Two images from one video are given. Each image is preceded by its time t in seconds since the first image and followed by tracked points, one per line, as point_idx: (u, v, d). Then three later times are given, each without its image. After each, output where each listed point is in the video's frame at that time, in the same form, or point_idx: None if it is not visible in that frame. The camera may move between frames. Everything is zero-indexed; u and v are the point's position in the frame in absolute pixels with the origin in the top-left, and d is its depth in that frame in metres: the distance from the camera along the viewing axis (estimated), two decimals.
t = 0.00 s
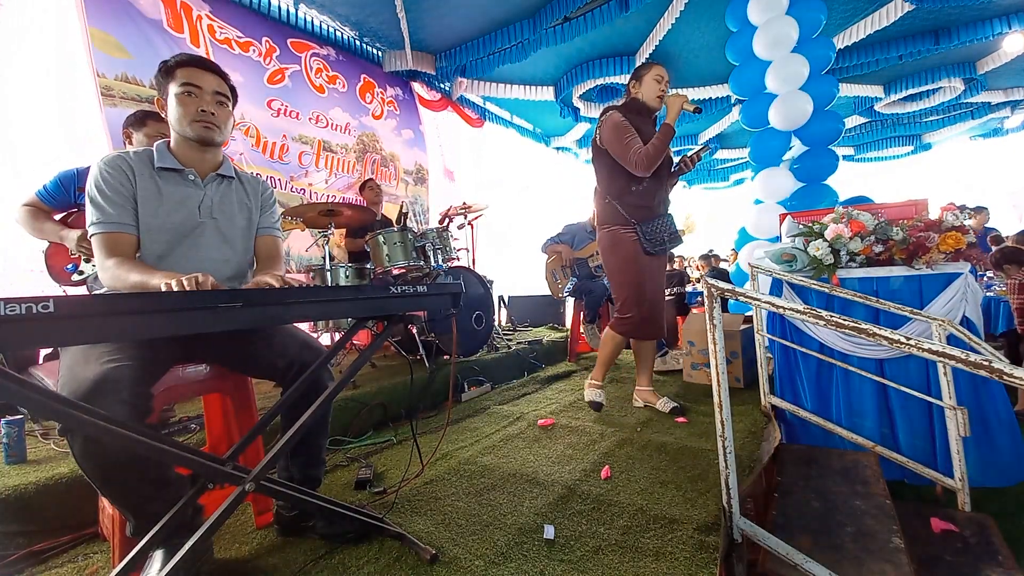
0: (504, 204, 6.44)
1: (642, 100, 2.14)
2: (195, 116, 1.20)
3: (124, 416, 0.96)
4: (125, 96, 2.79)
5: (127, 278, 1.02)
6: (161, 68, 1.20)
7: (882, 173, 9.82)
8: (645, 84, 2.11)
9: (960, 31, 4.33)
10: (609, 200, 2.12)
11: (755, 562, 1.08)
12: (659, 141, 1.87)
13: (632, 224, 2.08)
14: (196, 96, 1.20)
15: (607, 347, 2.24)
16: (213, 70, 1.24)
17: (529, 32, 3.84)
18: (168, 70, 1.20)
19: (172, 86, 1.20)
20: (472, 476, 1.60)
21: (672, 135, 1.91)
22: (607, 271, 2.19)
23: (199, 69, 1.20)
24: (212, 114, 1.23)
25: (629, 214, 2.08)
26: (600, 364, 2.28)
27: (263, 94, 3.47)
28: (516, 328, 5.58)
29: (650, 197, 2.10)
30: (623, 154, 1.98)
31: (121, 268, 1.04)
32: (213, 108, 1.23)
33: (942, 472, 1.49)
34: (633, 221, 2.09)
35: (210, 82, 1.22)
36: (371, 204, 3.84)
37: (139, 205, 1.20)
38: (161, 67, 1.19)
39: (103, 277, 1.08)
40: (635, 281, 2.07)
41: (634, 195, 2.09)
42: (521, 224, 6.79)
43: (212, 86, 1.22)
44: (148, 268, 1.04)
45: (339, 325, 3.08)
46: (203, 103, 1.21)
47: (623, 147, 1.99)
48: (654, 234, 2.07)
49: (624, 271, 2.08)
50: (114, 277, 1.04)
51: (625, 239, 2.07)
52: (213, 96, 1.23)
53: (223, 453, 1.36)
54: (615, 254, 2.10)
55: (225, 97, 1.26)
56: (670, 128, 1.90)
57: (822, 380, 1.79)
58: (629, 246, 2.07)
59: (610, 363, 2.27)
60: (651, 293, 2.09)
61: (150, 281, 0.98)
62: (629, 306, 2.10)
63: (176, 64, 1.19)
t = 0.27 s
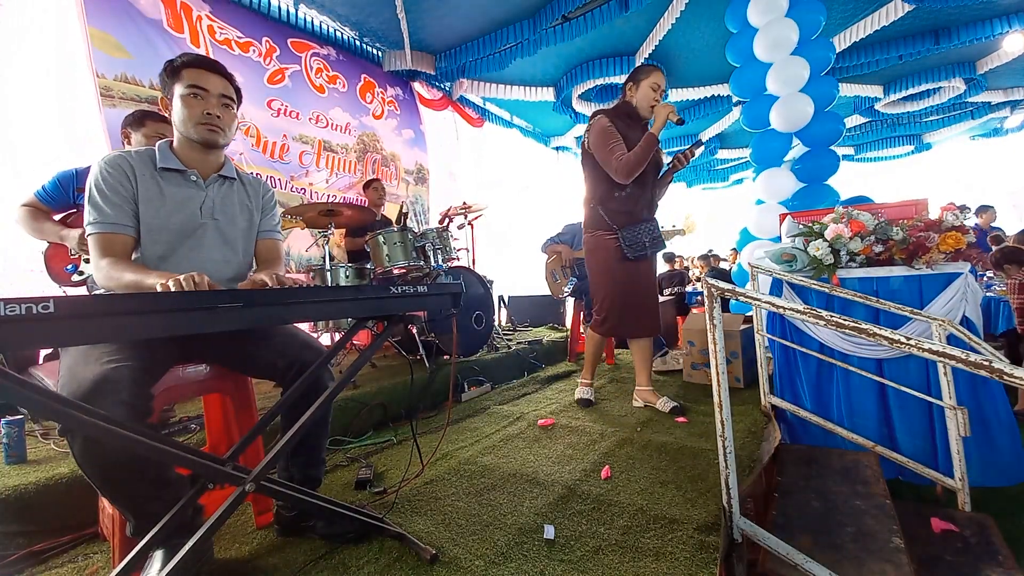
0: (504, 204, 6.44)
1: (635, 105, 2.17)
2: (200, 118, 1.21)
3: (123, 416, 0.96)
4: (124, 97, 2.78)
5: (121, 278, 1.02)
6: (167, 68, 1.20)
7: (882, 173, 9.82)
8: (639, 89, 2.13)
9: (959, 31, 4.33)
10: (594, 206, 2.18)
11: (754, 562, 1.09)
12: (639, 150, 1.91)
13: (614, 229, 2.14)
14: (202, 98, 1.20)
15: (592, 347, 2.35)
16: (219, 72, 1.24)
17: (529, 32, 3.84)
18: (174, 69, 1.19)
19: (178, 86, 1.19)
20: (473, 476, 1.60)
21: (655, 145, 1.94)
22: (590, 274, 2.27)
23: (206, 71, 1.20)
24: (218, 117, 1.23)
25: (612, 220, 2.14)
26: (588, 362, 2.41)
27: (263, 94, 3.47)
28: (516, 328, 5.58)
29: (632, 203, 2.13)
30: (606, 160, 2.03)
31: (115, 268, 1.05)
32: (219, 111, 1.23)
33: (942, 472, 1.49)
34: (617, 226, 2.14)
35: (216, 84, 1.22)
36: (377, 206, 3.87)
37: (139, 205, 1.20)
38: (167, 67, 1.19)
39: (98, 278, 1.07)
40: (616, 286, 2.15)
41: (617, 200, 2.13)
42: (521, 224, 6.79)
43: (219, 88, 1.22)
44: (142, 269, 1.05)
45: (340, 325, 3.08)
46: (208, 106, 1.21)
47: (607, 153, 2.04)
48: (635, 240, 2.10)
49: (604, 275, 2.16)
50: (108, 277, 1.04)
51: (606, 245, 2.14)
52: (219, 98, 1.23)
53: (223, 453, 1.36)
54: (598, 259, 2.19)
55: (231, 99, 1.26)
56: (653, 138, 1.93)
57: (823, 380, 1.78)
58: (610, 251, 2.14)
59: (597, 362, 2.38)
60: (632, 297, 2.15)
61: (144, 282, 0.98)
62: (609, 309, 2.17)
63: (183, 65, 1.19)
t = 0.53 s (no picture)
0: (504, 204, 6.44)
1: (619, 111, 2.18)
2: (202, 117, 1.21)
3: (123, 416, 0.96)
4: (123, 98, 2.77)
5: (121, 277, 1.02)
6: (169, 68, 1.20)
7: (882, 173, 9.82)
8: (623, 96, 2.14)
9: (960, 31, 4.33)
10: (576, 210, 2.22)
11: (754, 562, 1.09)
12: (616, 159, 1.93)
13: (594, 232, 2.16)
14: (203, 97, 1.20)
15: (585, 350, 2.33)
16: (220, 71, 1.24)
17: (529, 32, 3.84)
18: (176, 69, 1.20)
19: (180, 85, 1.20)
20: (472, 476, 1.60)
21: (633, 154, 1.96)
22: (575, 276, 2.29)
23: (207, 70, 1.21)
24: (220, 116, 1.23)
25: (592, 223, 2.17)
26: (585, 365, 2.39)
27: (263, 94, 3.47)
28: (516, 328, 5.58)
29: (615, 207, 2.14)
30: (585, 167, 2.06)
31: (114, 268, 1.05)
32: (221, 111, 1.23)
33: (942, 472, 1.49)
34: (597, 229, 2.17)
35: (218, 83, 1.22)
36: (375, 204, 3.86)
37: (140, 205, 1.20)
38: (169, 67, 1.19)
39: (97, 278, 1.08)
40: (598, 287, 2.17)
41: (598, 205, 2.15)
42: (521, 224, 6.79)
43: (221, 88, 1.23)
44: (142, 268, 1.05)
45: (340, 325, 3.08)
46: (210, 105, 1.21)
47: (587, 161, 2.07)
48: (614, 241, 2.12)
49: (587, 276, 2.20)
50: (108, 277, 1.04)
51: (587, 247, 2.18)
52: (221, 98, 1.23)
53: (223, 453, 1.36)
54: (581, 261, 2.22)
55: (232, 99, 1.26)
56: (632, 147, 1.94)
57: (822, 380, 1.79)
58: (591, 253, 2.17)
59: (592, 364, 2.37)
60: (615, 297, 2.16)
61: (144, 280, 0.98)
62: (593, 310, 2.19)
63: (184, 65, 1.19)
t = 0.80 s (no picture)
0: (504, 204, 6.44)
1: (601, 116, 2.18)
2: (205, 122, 1.21)
3: (123, 417, 0.96)
4: (123, 100, 2.76)
5: (128, 275, 1.02)
6: (173, 67, 1.19)
7: (882, 172, 9.83)
8: (604, 101, 2.13)
9: (960, 30, 4.33)
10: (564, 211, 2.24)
11: (754, 562, 1.08)
12: (596, 162, 1.94)
13: (582, 231, 2.17)
14: (207, 102, 1.20)
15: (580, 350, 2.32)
16: (224, 74, 1.23)
17: (529, 32, 3.84)
18: (180, 70, 1.19)
19: (183, 87, 1.19)
20: (472, 476, 1.60)
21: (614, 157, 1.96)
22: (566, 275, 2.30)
23: (211, 73, 1.20)
24: (223, 121, 1.23)
25: (579, 222, 2.18)
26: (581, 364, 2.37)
27: (263, 94, 3.47)
28: (516, 328, 5.58)
29: (601, 206, 2.14)
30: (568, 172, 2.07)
31: (121, 266, 1.05)
32: (224, 115, 1.23)
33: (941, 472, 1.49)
34: (583, 228, 2.17)
35: (221, 87, 1.21)
36: (373, 204, 3.86)
37: (142, 205, 1.20)
38: (173, 67, 1.18)
39: (103, 276, 1.07)
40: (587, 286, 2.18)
41: (584, 205, 2.16)
42: (521, 224, 6.79)
43: (224, 92, 1.22)
44: (148, 267, 1.04)
45: (340, 325, 3.09)
46: (213, 110, 1.21)
47: (570, 165, 2.08)
48: (602, 240, 2.13)
49: (576, 276, 2.21)
50: (114, 275, 1.04)
51: (575, 246, 2.19)
52: (224, 102, 1.23)
53: (223, 453, 1.36)
54: (569, 261, 2.23)
55: (236, 103, 1.26)
56: (613, 151, 1.93)
57: (822, 379, 1.79)
58: (578, 253, 2.18)
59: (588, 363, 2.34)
60: (605, 295, 2.16)
61: (152, 278, 0.98)
62: (583, 309, 2.20)
63: (188, 66, 1.18)
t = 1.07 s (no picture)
0: (504, 204, 6.44)
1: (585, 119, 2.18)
2: (205, 130, 1.21)
3: (122, 417, 0.96)
4: (123, 100, 2.76)
5: (130, 270, 1.01)
6: (174, 70, 1.18)
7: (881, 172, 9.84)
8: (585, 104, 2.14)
9: (960, 30, 4.33)
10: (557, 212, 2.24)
11: (754, 562, 1.08)
12: (582, 163, 1.94)
13: (576, 229, 2.17)
14: (207, 109, 1.20)
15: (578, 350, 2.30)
16: (226, 80, 1.23)
17: (528, 32, 3.84)
18: (182, 73, 1.18)
19: (184, 92, 1.18)
20: (472, 476, 1.60)
21: (598, 156, 1.96)
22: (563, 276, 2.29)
23: (214, 79, 1.19)
24: (223, 129, 1.23)
25: (573, 221, 2.18)
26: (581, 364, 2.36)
27: (263, 94, 3.47)
28: (516, 328, 5.58)
29: (593, 204, 2.14)
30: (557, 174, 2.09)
31: (122, 262, 1.04)
32: (224, 123, 1.23)
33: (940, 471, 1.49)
34: (578, 226, 2.17)
35: (223, 95, 1.21)
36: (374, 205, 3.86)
37: (143, 204, 1.20)
38: (175, 71, 1.17)
39: (104, 272, 1.06)
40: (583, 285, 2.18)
41: (575, 204, 2.16)
42: (521, 224, 6.79)
43: (226, 99, 1.22)
44: (150, 261, 1.03)
45: (340, 325, 3.09)
46: (214, 118, 1.21)
47: (558, 167, 2.10)
48: (597, 237, 2.12)
49: (572, 274, 2.21)
50: (116, 271, 1.03)
51: (570, 244, 2.19)
52: (225, 109, 1.22)
53: (223, 453, 1.36)
54: (565, 260, 2.22)
55: (237, 110, 1.25)
56: (596, 149, 1.95)
57: (823, 379, 1.79)
58: (574, 251, 2.18)
59: (588, 362, 2.33)
60: (601, 292, 2.16)
61: (155, 269, 0.98)
62: (582, 307, 2.19)
63: (190, 71, 1.17)
